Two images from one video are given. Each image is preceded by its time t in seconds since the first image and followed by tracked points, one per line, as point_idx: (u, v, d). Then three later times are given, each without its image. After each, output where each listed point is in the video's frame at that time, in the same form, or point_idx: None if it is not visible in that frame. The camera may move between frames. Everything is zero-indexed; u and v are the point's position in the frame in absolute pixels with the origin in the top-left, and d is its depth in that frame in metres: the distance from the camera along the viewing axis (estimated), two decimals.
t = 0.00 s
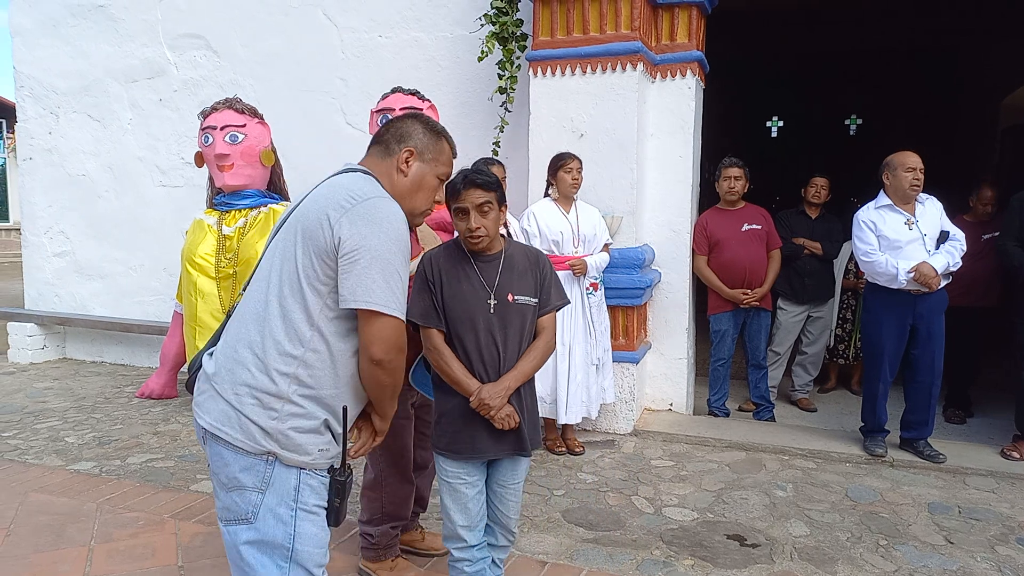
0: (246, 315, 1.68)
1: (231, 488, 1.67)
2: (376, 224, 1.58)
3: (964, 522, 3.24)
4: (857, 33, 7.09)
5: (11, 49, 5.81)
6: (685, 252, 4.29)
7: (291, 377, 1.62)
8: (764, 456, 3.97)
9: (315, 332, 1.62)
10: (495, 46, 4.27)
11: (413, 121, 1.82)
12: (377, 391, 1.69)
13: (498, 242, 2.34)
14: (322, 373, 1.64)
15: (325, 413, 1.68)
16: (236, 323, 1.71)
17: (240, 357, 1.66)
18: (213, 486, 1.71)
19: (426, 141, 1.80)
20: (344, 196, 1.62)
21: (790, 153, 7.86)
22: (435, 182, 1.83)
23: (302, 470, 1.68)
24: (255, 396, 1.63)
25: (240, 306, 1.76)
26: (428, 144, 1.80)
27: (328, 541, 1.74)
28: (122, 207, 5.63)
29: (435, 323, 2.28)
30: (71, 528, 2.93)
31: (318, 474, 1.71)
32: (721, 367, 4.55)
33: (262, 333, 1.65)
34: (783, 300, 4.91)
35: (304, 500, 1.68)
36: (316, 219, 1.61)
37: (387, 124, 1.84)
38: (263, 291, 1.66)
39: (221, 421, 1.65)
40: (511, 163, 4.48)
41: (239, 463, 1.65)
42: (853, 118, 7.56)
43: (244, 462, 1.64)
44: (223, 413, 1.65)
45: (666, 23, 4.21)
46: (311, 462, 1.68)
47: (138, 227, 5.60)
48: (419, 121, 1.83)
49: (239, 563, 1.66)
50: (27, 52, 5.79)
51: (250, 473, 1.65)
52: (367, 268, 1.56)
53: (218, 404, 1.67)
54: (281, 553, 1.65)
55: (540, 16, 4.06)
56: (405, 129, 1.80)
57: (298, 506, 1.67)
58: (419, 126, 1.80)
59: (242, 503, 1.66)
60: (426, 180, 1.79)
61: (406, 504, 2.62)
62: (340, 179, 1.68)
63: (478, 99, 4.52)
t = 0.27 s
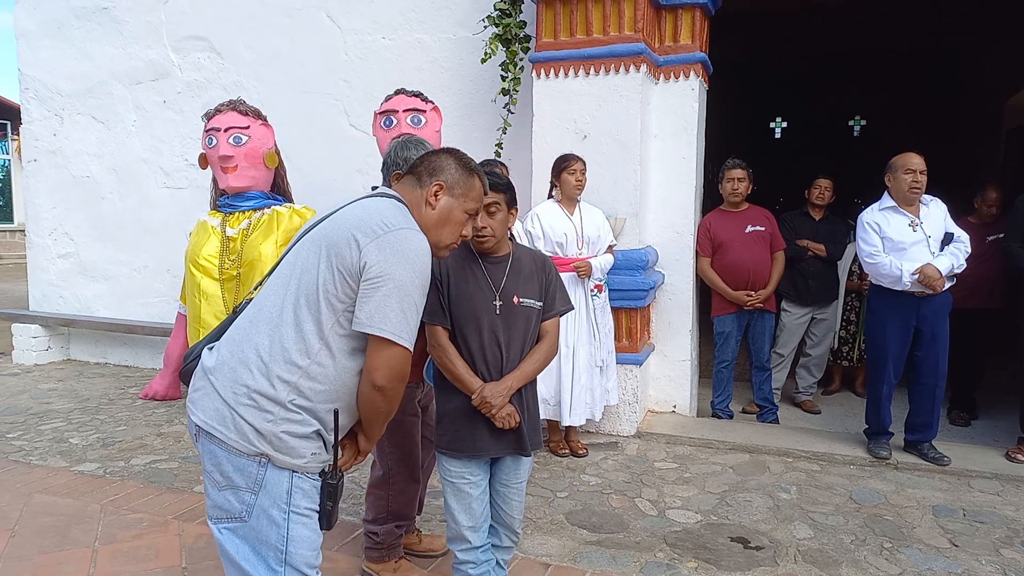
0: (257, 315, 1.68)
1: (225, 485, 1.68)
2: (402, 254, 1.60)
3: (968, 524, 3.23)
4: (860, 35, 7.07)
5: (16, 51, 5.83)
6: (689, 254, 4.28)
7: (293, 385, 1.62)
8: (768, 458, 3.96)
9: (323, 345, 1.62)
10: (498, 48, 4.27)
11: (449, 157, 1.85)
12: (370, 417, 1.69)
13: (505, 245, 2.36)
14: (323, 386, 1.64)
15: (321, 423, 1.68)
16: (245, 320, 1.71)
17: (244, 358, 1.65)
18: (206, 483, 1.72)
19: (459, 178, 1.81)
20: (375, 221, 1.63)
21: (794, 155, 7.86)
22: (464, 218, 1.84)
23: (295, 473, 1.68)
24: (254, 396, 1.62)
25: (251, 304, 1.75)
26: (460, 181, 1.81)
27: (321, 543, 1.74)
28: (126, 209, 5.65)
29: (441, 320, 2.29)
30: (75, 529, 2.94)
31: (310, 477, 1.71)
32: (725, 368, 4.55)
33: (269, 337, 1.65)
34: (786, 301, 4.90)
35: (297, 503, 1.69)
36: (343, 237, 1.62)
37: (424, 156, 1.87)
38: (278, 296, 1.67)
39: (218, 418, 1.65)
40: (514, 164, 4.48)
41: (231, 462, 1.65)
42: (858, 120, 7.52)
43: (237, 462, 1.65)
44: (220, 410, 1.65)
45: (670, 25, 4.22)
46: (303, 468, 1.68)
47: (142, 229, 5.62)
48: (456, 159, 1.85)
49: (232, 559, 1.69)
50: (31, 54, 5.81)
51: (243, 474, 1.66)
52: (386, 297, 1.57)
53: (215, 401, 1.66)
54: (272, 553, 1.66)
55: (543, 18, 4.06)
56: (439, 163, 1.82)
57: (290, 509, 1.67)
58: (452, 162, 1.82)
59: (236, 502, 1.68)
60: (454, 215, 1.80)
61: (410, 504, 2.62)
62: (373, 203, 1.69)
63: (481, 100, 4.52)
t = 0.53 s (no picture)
0: (267, 315, 1.68)
1: (233, 484, 1.68)
2: (411, 256, 1.60)
3: (972, 527, 3.22)
4: (862, 37, 7.07)
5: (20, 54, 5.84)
6: (691, 256, 4.28)
7: (301, 385, 1.63)
8: (771, 460, 3.96)
9: (332, 346, 1.63)
10: (501, 50, 4.27)
11: (452, 157, 1.85)
12: (378, 417, 1.70)
13: (510, 247, 2.36)
14: (332, 386, 1.65)
15: (329, 424, 1.69)
16: (254, 320, 1.72)
17: (252, 358, 1.66)
18: (213, 483, 1.73)
19: (460, 176, 1.81)
20: (384, 223, 1.63)
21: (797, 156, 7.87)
22: (468, 215, 1.83)
23: (302, 473, 1.68)
24: (262, 396, 1.63)
25: (260, 305, 1.76)
26: (461, 179, 1.81)
27: (327, 543, 1.74)
28: (129, 211, 5.66)
29: (445, 319, 2.29)
30: (79, 531, 2.94)
31: (316, 477, 1.71)
32: (728, 370, 4.55)
33: (278, 338, 1.65)
34: (789, 304, 4.90)
35: (303, 502, 1.69)
36: (353, 239, 1.62)
37: (429, 157, 1.88)
38: (287, 296, 1.67)
39: (225, 417, 1.66)
40: (517, 166, 4.48)
41: (239, 462, 1.66)
42: (860, 121, 7.57)
43: (244, 462, 1.66)
44: (228, 410, 1.65)
45: (673, 27, 4.23)
46: (310, 468, 1.69)
47: (146, 230, 5.63)
48: (458, 158, 1.85)
49: (239, 559, 1.69)
50: (35, 56, 5.83)
51: (251, 474, 1.66)
52: (395, 298, 1.58)
53: (223, 400, 1.67)
54: (279, 553, 1.66)
55: (546, 21, 4.07)
56: (441, 163, 1.83)
57: (297, 509, 1.68)
58: (454, 161, 1.83)
59: (244, 501, 1.68)
60: (456, 214, 1.81)
61: (416, 503, 2.63)
62: (383, 205, 1.70)
63: (484, 103, 4.52)
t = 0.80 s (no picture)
0: (275, 316, 1.69)
1: (237, 484, 1.69)
2: (417, 262, 1.61)
3: (974, 529, 3.22)
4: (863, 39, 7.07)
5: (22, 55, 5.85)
6: (694, 259, 4.28)
7: (306, 386, 1.63)
8: (773, 463, 3.96)
9: (337, 348, 1.64)
10: (503, 53, 4.28)
11: (459, 164, 1.88)
12: (376, 422, 1.69)
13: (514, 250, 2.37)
14: (336, 388, 1.65)
15: (333, 426, 1.69)
16: (262, 321, 1.72)
17: (258, 358, 1.66)
18: (217, 482, 1.73)
19: (465, 181, 1.83)
20: (392, 227, 1.64)
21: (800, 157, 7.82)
22: (476, 218, 1.83)
23: (305, 474, 1.69)
24: (267, 396, 1.63)
25: (269, 306, 1.77)
26: (466, 183, 1.83)
27: (329, 544, 1.74)
28: (132, 213, 5.66)
29: (444, 319, 2.31)
30: (81, 532, 2.95)
31: (319, 478, 1.72)
32: (730, 372, 4.55)
33: (285, 339, 1.66)
34: (791, 306, 4.90)
35: (306, 503, 1.69)
36: (361, 242, 1.63)
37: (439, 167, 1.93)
38: (295, 298, 1.68)
39: (230, 416, 1.66)
40: (519, 168, 4.49)
41: (243, 461, 1.66)
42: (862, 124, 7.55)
43: (248, 462, 1.66)
44: (233, 409, 1.66)
45: (675, 30, 4.22)
46: (313, 469, 1.69)
47: (148, 232, 5.63)
48: (464, 164, 1.88)
49: (242, 558, 1.70)
50: (38, 59, 5.84)
51: (254, 473, 1.66)
52: (399, 302, 1.58)
53: (229, 400, 1.67)
54: (281, 553, 1.66)
55: (549, 23, 4.08)
56: (447, 170, 1.86)
57: (300, 510, 1.68)
58: (458, 167, 1.86)
59: (248, 501, 1.68)
60: (462, 217, 1.81)
61: (422, 501, 2.63)
62: (393, 210, 1.71)
63: (487, 105, 4.53)
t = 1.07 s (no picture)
0: (282, 318, 1.69)
1: (239, 483, 1.68)
2: (427, 272, 1.61)
3: (974, 530, 3.22)
4: (862, 40, 7.08)
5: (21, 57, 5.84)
6: (694, 260, 4.28)
7: (311, 390, 1.63)
8: (774, 464, 3.96)
9: (344, 353, 1.63)
10: (503, 55, 4.29)
11: (478, 180, 1.90)
12: (379, 427, 1.69)
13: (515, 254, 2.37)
14: (340, 392, 1.65)
15: (336, 429, 1.69)
16: (269, 321, 1.72)
17: (264, 358, 1.66)
18: (220, 480, 1.73)
19: (480, 197, 1.85)
20: (404, 236, 1.64)
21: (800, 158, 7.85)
22: (488, 235, 1.85)
23: (308, 474, 1.69)
24: (272, 396, 1.63)
25: (276, 307, 1.76)
26: (481, 200, 1.85)
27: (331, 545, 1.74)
28: (131, 215, 5.66)
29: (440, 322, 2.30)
30: (80, 536, 2.94)
31: (322, 478, 1.72)
32: (730, 374, 4.55)
33: (291, 341, 1.65)
34: (791, 307, 4.91)
35: (309, 504, 1.69)
36: (372, 250, 1.63)
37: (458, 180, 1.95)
38: (302, 300, 1.68)
39: (235, 415, 1.65)
40: (519, 170, 4.49)
41: (246, 461, 1.66)
42: (860, 125, 7.58)
43: (251, 461, 1.66)
44: (237, 408, 1.65)
45: (674, 32, 4.22)
46: (315, 470, 1.69)
47: (147, 234, 5.63)
48: (483, 181, 1.90)
49: (244, 557, 1.70)
50: (37, 61, 5.83)
51: (257, 474, 1.66)
52: (408, 312, 1.58)
53: (233, 398, 1.66)
54: (283, 553, 1.66)
55: (549, 25, 4.08)
56: (465, 186, 1.89)
57: (302, 510, 1.68)
58: (476, 184, 1.88)
59: (250, 500, 1.68)
60: (473, 233, 1.83)
61: (422, 501, 2.64)
62: (405, 219, 1.71)
63: (487, 107, 4.53)
